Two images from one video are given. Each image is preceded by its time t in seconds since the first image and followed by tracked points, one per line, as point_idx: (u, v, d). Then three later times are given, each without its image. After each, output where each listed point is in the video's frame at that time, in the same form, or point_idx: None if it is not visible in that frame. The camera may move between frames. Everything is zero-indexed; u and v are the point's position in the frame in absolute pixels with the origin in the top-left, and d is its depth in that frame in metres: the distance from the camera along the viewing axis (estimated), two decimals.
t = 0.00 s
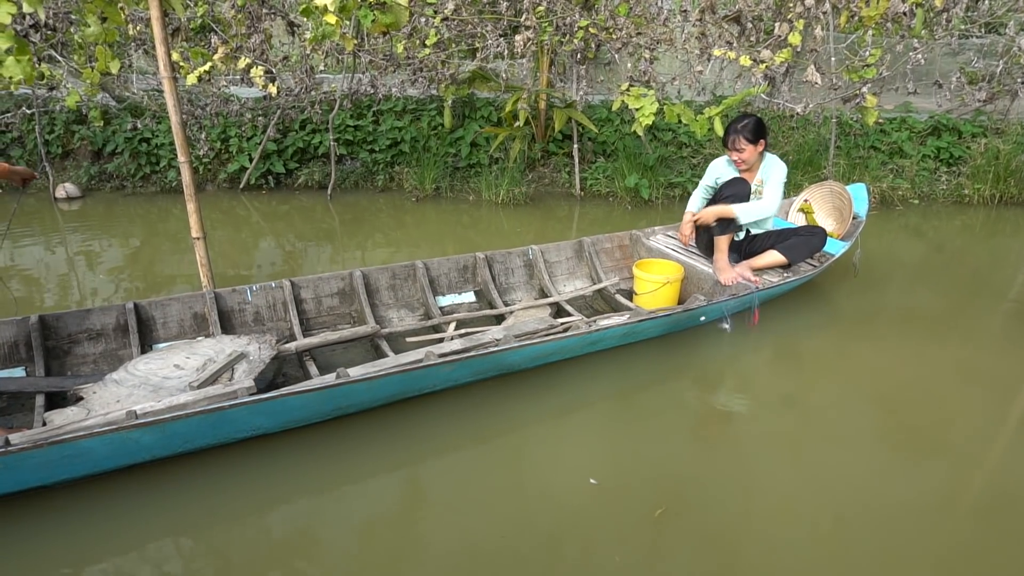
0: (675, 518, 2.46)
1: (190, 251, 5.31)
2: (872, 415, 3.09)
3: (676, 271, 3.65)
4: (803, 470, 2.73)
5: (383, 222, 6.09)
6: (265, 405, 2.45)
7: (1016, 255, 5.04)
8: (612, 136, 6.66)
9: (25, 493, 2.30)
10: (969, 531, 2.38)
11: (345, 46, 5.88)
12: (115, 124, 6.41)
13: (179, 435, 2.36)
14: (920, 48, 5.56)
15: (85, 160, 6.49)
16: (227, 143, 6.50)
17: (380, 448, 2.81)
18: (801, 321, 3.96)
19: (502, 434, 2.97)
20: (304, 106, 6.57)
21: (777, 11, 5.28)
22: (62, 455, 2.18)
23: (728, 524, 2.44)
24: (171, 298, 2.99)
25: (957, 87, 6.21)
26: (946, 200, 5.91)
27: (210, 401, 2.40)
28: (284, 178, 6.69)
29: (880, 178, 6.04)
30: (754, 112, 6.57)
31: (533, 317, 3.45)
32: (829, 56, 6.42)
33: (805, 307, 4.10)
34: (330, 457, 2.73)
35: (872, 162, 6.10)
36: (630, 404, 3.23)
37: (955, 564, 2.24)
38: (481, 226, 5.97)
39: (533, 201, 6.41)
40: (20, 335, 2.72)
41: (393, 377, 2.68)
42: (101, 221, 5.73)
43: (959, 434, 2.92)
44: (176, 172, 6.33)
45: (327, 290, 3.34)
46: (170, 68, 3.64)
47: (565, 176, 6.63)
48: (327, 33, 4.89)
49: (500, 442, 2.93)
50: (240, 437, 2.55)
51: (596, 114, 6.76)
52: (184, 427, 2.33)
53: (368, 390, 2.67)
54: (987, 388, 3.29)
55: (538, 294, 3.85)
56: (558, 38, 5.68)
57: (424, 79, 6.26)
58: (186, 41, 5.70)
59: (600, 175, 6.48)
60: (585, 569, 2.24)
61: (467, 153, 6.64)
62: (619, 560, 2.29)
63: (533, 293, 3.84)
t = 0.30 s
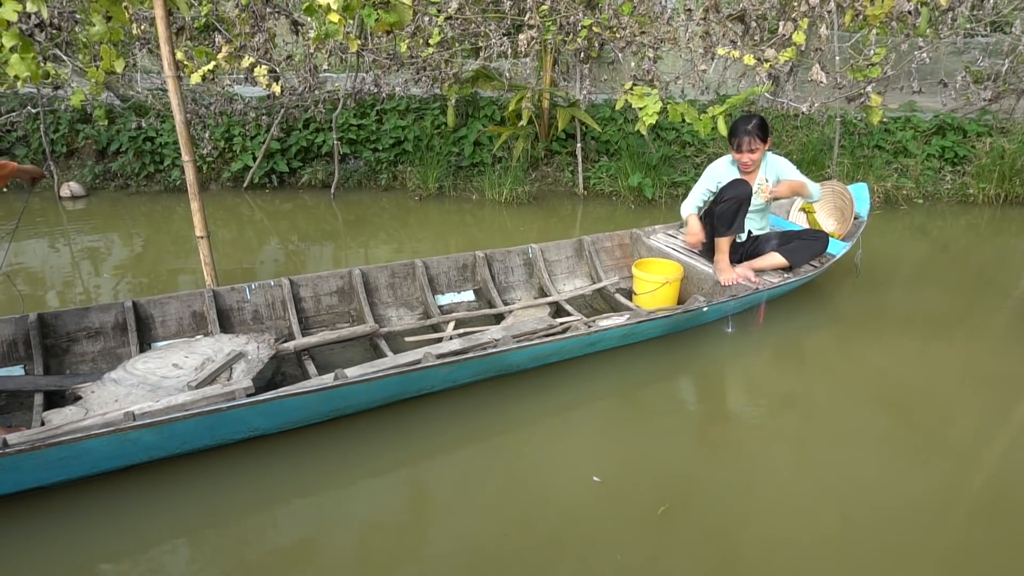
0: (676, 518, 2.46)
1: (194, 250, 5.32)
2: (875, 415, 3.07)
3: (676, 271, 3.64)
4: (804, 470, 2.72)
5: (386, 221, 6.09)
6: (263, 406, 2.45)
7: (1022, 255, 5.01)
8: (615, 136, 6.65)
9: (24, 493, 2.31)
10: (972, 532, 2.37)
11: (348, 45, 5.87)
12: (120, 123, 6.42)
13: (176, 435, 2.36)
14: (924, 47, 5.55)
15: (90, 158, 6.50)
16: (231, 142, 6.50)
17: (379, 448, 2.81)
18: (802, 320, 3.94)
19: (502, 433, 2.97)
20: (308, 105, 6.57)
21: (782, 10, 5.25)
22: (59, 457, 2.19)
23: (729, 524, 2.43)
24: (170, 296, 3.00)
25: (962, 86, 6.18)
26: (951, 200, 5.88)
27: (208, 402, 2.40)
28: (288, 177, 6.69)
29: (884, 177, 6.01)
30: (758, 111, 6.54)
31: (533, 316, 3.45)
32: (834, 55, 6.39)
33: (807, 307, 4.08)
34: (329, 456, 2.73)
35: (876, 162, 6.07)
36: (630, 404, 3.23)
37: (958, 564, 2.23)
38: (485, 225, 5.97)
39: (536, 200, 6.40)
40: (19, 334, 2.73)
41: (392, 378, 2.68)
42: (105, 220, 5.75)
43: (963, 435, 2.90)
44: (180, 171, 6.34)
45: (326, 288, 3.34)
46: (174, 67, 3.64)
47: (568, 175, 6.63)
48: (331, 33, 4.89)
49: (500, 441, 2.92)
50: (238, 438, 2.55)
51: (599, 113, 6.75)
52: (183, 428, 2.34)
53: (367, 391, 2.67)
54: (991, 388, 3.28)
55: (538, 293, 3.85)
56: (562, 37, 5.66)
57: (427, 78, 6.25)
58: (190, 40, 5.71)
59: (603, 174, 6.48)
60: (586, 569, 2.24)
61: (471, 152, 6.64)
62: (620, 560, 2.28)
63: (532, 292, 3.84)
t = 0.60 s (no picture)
0: (674, 518, 2.46)
1: (196, 248, 5.33)
2: (873, 415, 3.08)
3: (672, 271, 3.64)
4: (802, 469, 2.73)
5: (387, 219, 6.10)
6: (256, 406, 2.45)
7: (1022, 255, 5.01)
8: (616, 135, 6.65)
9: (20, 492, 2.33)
10: (970, 531, 2.38)
11: (349, 43, 5.87)
12: (121, 121, 6.43)
13: (170, 435, 2.37)
14: (926, 46, 5.56)
15: (91, 156, 6.51)
16: (232, 140, 6.51)
17: (376, 446, 2.82)
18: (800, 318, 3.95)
19: (499, 432, 2.98)
20: (309, 103, 6.58)
21: (783, 9, 5.25)
22: (52, 457, 2.20)
23: (728, 523, 2.44)
24: (164, 294, 3.01)
25: (963, 86, 6.18)
26: (952, 200, 5.88)
27: (202, 401, 2.41)
28: (289, 175, 6.70)
29: (885, 176, 6.01)
30: (759, 110, 6.54)
31: (528, 315, 3.45)
32: (835, 54, 6.38)
33: (805, 305, 4.09)
34: (326, 455, 2.75)
35: (877, 161, 6.07)
36: (628, 403, 3.23)
37: (954, 563, 2.24)
38: (486, 224, 5.98)
39: (537, 199, 6.41)
40: (13, 331, 2.74)
41: (386, 379, 2.69)
42: (107, 219, 5.76)
43: (961, 434, 2.91)
44: (181, 169, 6.35)
45: (321, 286, 3.35)
46: (175, 65, 3.64)
47: (570, 174, 6.63)
48: (333, 31, 4.89)
49: (497, 440, 2.93)
50: (232, 438, 2.56)
51: (601, 112, 6.75)
52: (176, 428, 2.35)
53: (361, 391, 2.68)
54: (989, 388, 3.28)
55: (534, 291, 3.86)
56: (563, 36, 5.65)
57: (429, 77, 6.26)
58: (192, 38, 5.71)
59: (605, 173, 6.48)
60: (585, 568, 2.25)
61: (472, 151, 6.64)
62: (618, 558, 2.30)
63: (528, 290, 3.85)
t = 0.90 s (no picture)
0: (673, 517, 2.46)
1: (197, 246, 5.33)
2: (871, 414, 3.08)
3: (666, 271, 3.64)
4: (799, 468, 2.73)
5: (388, 218, 6.10)
6: (246, 408, 2.44)
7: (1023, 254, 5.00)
8: (618, 133, 6.65)
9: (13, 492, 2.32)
10: (969, 530, 2.38)
11: (350, 41, 5.86)
12: (123, 120, 6.43)
13: (161, 437, 2.36)
14: (927, 45, 5.55)
15: (92, 155, 6.51)
16: (233, 139, 6.51)
17: (372, 444, 2.82)
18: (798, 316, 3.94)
19: (495, 430, 2.97)
20: (311, 102, 6.58)
21: (785, 8, 5.24)
22: (43, 458, 2.19)
23: (727, 521, 2.45)
24: (156, 290, 3.01)
25: (965, 84, 6.16)
26: (953, 199, 5.87)
27: (195, 401, 2.40)
28: (290, 174, 6.70)
29: (887, 176, 6.00)
30: (760, 109, 6.53)
31: (522, 313, 3.45)
32: (836, 53, 6.37)
33: (802, 304, 4.08)
34: (321, 452, 2.74)
35: (879, 160, 6.06)
36: (624, 401, 3.23)
37: (953, 562, 2.24)
38: (487, 222, 5.98)
39: (538, 198, 6.41)
40: (4, 327, 2.74)
41: (378, 380, 2.67)
42: (108, 217, 5.76)
43: (960, 433, 2.91)
44: (182, 167, 6.35)
45: (315, 283, 3.35)
46: (176, 63, 3.64)
47: (570, 173, 6.62)
48: (334, 29, 4.89)
49: (494, 437, 2.93)
50: (225, 438, 2.55)
51: (602, 110, 6.75)
52: (168, 429, 2.34)
53: (352, 392, 2.66)
54: (989, 387, 3.28)
55: (528, 288, 3.86)
56: (564, 34, 5.65)
57: (430, 75, 6.25)
58: (193, 36, 5.71)
59: (605, 172, 6.46)
60: (583, 566, 2.25)
61: (473, 149, 6.64)
62: (616, 556, 2.30)
63: (522, 286, 3.85)
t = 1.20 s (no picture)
0: (670, 515, 2.46)
1: (196, 245, 5.32)
2: (870, 412, 3.07)
3: (659, 270, 3.63)
4: (797, 465, 2.72)
5: (389, 217, 6.08)
6: (235, 409, 2.42)
7: None
8: (618, 132, 6.63)
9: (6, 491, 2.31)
10: (967, 527, 2.37)
11: (351, 39, 5.84)
12: (123, 118, 6.41)
13: (151, 437, 2.35)
14: (929, 43, 5.53)
15: (93, 153, 6.50)
16: (234, 137, 6.49)
17: (369, 441, 2.81)
18: (797, 313, 3.92)
19: (492, 428, 2.97)
20: (311, 100, 6.55)
21: (786, 5, 5.20)
22: (31, 459, 2.17)
23: (727, 520, 2.43)
24: (148, 286, 3.00)
25: (967, 83, 6.13)
26: (955, 197, 5.85)
27: (185, 400, 2.39)
28: (291, 172, 6.68)
29: (888, 174, 5.98)
30: (762, 108, 6.51)
31: (515, 310, 3.44)
32: (838, 52, 6.34)
33: (801, 301, 4.06)
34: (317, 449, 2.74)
35: (880, 159, 6.04)
36: (622, 399, 3.22)
37: (952, 560, 2.24)
38: (488, 221, 5.96)
39: (539, 196, 6.39)
40: None
41: (367, 382, 2.63)
42: (109, 216, 5.75)
43: (959, 432, 2.90)
44: (183, 166, 6.34)
45: (307, 279, 3.34)
46: (177, 60, 3.62)
47: (571, 171, 6.60)
48: (334, 27, 4.87)
49: (491, 435, 2.93)
50: (216, 438, 2.53)
51: (602, 109, 6.74)
52: (157, 430, 2.32)
53: (343, 393, 2.63)
54: (988, 386, 3.27)
55: (523, 285, 3.85)
56: (565, 32, 5.63)
57: (431, 74, 6.23)
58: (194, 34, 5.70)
59: (606, 170, 6.44)
60: (581, 564, 2.24)
61: (474, 148, 6.63)
62: (613, 554, 2.29)
63: (516, 283, 3.84)
